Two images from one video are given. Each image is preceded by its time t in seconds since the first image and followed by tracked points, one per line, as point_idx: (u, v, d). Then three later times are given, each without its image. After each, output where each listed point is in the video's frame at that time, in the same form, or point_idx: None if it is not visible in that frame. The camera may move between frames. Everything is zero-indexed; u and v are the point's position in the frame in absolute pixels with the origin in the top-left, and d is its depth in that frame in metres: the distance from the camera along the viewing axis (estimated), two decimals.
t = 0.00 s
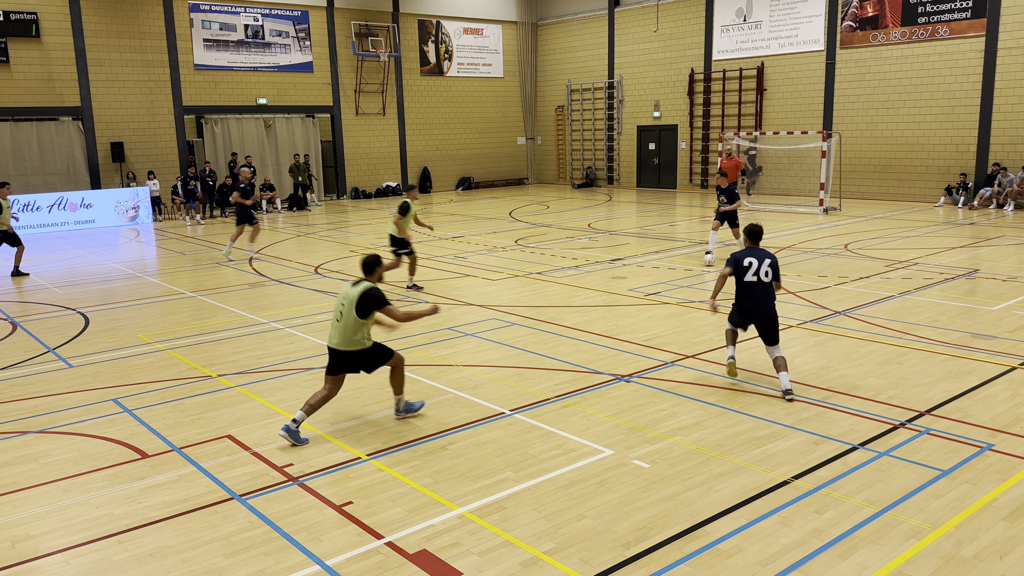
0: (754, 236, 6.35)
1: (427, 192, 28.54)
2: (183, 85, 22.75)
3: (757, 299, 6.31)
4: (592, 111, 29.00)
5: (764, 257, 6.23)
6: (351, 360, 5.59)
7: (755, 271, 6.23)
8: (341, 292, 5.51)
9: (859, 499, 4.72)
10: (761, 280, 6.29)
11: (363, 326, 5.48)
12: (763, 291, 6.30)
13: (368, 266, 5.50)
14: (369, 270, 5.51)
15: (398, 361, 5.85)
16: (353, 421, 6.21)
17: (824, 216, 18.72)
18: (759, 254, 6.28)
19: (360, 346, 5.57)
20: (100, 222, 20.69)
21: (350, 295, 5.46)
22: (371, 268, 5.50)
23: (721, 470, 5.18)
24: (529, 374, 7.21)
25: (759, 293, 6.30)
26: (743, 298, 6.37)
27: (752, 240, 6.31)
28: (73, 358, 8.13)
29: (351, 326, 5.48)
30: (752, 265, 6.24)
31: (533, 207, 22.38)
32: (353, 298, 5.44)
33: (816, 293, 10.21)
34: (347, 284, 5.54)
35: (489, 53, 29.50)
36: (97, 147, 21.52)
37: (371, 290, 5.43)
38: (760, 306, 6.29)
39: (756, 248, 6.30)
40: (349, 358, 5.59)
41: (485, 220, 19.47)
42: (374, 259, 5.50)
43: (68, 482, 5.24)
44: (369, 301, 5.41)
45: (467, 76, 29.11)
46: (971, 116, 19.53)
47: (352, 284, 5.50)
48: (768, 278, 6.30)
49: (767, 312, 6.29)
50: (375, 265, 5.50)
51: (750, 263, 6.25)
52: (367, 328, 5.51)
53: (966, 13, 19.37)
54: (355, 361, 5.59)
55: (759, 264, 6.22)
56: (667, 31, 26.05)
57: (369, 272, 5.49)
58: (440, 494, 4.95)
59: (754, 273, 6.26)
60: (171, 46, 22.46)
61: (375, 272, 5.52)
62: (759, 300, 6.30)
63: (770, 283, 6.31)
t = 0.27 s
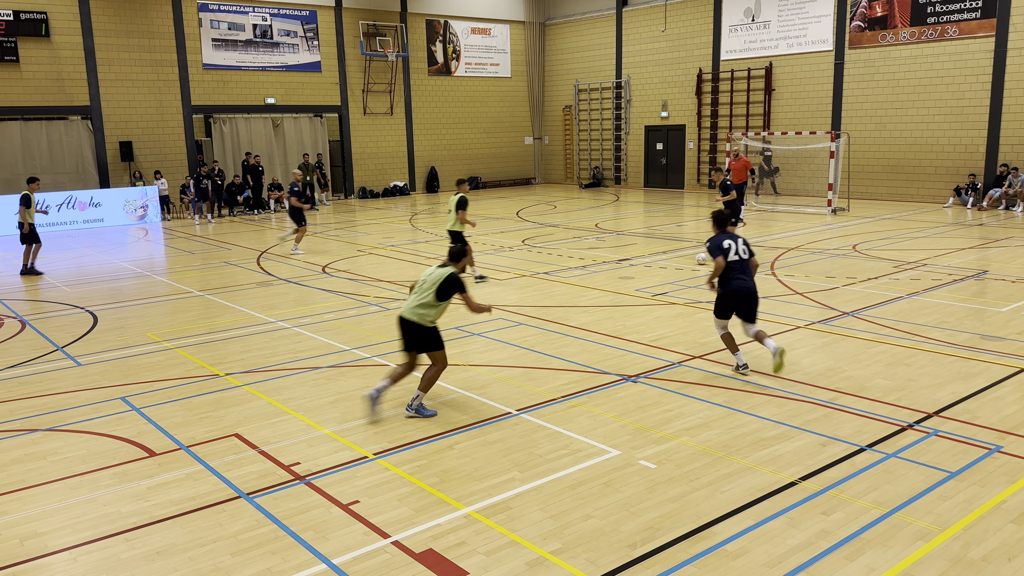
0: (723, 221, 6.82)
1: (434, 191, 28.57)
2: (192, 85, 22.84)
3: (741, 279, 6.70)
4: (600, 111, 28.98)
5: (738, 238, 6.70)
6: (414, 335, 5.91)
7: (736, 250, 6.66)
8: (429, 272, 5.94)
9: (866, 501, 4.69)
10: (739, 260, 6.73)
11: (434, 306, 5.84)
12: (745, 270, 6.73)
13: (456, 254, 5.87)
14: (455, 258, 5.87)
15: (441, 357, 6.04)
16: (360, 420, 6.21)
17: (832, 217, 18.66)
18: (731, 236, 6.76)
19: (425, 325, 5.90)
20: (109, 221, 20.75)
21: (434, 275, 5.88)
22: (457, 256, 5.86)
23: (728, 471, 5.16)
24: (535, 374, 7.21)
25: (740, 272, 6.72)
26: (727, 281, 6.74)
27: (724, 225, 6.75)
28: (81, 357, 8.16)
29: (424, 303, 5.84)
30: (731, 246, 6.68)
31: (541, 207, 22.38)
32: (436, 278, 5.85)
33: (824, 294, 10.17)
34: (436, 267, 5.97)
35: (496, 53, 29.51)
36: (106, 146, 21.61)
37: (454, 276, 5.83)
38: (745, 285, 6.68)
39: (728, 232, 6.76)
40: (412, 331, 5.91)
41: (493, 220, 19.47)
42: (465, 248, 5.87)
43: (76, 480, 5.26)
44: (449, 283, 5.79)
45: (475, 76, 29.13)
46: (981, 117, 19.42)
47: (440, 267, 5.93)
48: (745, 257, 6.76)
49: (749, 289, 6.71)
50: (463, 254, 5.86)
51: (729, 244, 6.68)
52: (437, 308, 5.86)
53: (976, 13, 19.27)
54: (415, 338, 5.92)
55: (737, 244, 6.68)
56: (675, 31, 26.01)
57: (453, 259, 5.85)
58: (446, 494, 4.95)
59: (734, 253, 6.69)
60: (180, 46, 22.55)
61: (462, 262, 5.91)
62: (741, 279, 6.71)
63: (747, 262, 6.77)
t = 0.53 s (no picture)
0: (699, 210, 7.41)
1: (444, 191, 28.60)
2: (203, 85, 22.95)
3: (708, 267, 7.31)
4: (610, 111, 28.94)
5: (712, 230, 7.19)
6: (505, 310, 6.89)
7: (704, 239, 7.27)
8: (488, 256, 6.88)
9: (877, 503, 4.67)
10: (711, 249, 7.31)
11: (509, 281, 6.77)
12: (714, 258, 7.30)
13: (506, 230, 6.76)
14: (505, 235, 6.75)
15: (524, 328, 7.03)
16: (369, 419, 6.22)
17: (843, 218, 18.57)
18: (704, 224, 7.35)
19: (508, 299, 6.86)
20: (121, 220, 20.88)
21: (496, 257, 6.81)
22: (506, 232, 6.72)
23: (738, 473, 5.15)
24: (544, 375, 7.20)
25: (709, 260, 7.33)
26: (694, 266, 7.37)
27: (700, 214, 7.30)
28: (93, 355, 8.22)
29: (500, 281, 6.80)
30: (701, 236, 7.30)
31: (550, 207, 22.37)
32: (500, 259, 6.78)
33: (835, 295, 10.12)
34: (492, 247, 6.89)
35: (507, 53, 29.52)
36: (118, 146, 21.75)
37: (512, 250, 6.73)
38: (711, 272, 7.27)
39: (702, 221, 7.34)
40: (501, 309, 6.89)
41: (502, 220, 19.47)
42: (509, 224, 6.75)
43: (87, 477, 5.30)
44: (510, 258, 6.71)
45: (485, 76, 29.15)
46: (993, 117, 19.28)
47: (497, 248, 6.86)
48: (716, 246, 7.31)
49: (718, 277, 7.25)
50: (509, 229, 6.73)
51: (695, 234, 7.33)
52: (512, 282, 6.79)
53: (989, 13, 19.12)
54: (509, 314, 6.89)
55: (706, 234, 7.27)
56: (685, 31, 25.95)
57: (505, 235, 6.73)
58: (454, 493, 4.95)
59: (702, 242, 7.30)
60: (192, 46, 22.66)
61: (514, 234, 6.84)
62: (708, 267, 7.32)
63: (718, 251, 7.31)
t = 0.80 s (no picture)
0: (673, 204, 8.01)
1: (456, 191, 28.66)
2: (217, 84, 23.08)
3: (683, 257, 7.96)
4: (623, 111, 28.88)
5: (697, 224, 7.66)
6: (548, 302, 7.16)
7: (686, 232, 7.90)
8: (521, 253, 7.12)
9: (890, 506, 4.63)
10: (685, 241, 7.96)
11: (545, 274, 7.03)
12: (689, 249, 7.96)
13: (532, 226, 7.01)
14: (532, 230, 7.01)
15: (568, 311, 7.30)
16: (381, 418, 6.24)
17: (857, 219, 18.46)
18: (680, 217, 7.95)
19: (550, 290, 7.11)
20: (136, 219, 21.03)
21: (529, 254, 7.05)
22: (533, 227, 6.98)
23: (750, 475, 5.12)
24: (556, 375, 7.20)
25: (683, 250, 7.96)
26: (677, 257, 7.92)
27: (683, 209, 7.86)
28: (107, 353, 8.29)
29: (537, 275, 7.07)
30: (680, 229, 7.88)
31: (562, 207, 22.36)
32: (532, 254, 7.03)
33: (848, 297, 10.05)
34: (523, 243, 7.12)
35: (520, 53, 29.52)
36: (133, 144, 21.89)
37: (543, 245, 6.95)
38: (687, 263, 7.93)
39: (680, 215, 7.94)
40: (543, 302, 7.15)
41: (515, 219, 19.48)
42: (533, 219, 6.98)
43: (102, 474, 5.34)
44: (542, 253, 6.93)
45: (498, 76, 29.16)
46: (1010, 118, 19.09)
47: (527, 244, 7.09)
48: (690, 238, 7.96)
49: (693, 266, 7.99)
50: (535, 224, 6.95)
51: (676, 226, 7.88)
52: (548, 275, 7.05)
53: (1006, 13, 18.93)
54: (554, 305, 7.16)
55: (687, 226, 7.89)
56: (699, 31, 25.86)
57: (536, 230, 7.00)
58: (465, 493, 4.95)
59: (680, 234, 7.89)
60: (206, 46, 22.79)
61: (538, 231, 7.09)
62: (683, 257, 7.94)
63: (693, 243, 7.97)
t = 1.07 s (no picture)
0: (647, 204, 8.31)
1: (473, 192, 28.73)
2: (237, 85, 23.28)
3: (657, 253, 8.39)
4: (640, 112, 28.81)
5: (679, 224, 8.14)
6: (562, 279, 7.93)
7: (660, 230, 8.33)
8: (535, 237, 7.86)
9: (909, 510, 4.59)
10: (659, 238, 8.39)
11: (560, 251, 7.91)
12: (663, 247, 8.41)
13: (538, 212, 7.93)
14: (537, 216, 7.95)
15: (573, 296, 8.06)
16: (397, 418, 6.27)
17: (876, 220, 18.29)
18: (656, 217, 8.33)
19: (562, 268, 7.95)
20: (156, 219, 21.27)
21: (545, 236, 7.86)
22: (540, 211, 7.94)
23: (767, 477, 5.09)
24: (571, 376, 7.19)
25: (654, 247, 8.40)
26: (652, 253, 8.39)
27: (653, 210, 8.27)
28: (127, 351, 8.38)
29: (553, 254, 7.89)
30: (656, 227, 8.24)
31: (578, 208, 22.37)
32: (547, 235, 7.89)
33: (867, 299, 9.96)
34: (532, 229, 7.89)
35: (537, 53, 29.52)
36: (154, 145, 22.11)
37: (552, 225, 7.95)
38: (660, 259, 8.40)
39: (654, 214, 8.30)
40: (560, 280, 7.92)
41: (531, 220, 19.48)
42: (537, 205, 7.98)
43: (121, 472, 5.40)
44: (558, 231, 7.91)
45: (515, 77, 29.18)
46: None
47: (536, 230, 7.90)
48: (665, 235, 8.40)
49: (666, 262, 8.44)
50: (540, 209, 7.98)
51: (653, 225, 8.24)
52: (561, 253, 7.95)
53: None
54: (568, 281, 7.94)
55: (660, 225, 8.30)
56: (717, 31, 25.75)
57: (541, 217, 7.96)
58: (480, 493, 4.96)
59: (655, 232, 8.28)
60: (226, 48, 23.00)
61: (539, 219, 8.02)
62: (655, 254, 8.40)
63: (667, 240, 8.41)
